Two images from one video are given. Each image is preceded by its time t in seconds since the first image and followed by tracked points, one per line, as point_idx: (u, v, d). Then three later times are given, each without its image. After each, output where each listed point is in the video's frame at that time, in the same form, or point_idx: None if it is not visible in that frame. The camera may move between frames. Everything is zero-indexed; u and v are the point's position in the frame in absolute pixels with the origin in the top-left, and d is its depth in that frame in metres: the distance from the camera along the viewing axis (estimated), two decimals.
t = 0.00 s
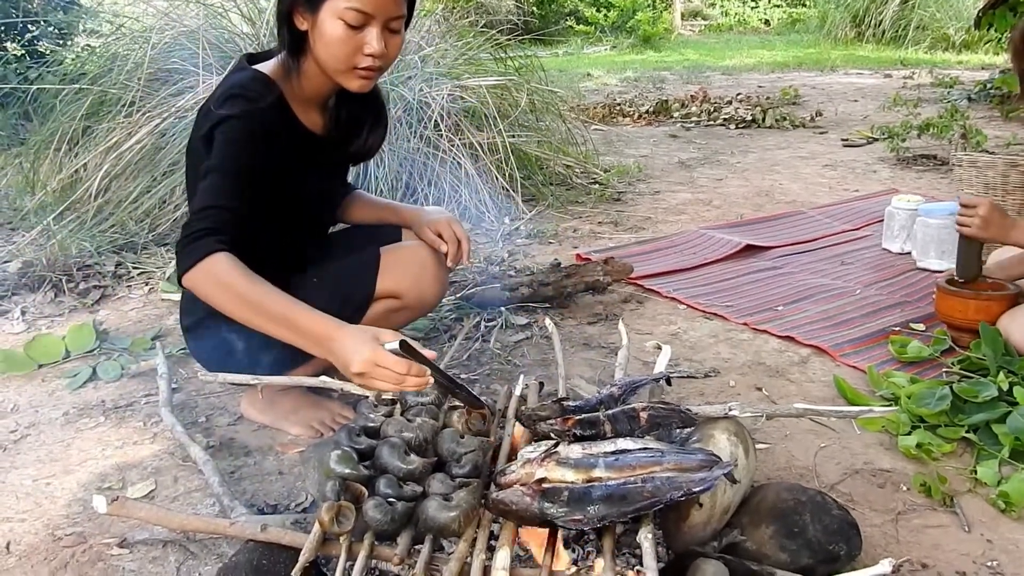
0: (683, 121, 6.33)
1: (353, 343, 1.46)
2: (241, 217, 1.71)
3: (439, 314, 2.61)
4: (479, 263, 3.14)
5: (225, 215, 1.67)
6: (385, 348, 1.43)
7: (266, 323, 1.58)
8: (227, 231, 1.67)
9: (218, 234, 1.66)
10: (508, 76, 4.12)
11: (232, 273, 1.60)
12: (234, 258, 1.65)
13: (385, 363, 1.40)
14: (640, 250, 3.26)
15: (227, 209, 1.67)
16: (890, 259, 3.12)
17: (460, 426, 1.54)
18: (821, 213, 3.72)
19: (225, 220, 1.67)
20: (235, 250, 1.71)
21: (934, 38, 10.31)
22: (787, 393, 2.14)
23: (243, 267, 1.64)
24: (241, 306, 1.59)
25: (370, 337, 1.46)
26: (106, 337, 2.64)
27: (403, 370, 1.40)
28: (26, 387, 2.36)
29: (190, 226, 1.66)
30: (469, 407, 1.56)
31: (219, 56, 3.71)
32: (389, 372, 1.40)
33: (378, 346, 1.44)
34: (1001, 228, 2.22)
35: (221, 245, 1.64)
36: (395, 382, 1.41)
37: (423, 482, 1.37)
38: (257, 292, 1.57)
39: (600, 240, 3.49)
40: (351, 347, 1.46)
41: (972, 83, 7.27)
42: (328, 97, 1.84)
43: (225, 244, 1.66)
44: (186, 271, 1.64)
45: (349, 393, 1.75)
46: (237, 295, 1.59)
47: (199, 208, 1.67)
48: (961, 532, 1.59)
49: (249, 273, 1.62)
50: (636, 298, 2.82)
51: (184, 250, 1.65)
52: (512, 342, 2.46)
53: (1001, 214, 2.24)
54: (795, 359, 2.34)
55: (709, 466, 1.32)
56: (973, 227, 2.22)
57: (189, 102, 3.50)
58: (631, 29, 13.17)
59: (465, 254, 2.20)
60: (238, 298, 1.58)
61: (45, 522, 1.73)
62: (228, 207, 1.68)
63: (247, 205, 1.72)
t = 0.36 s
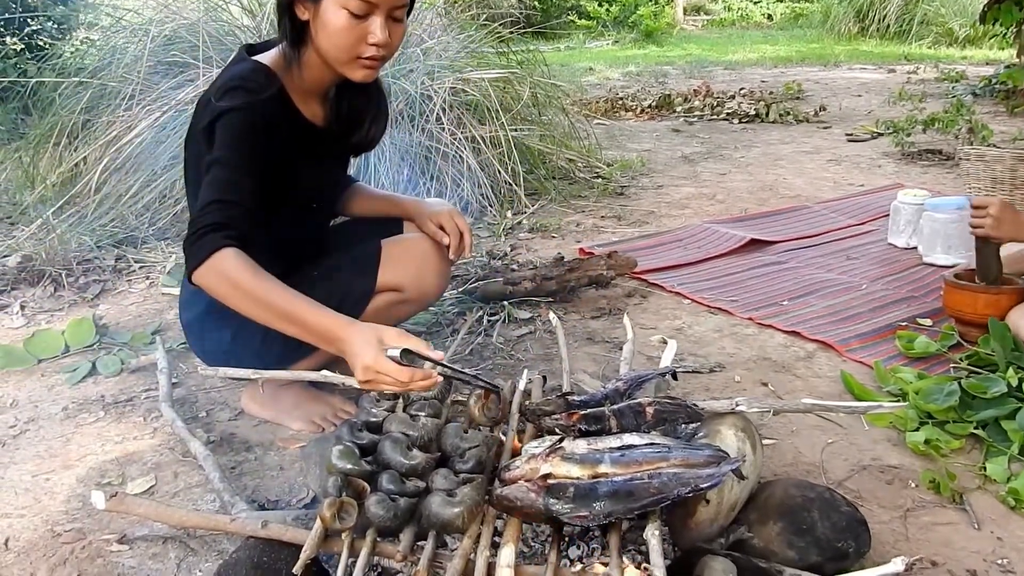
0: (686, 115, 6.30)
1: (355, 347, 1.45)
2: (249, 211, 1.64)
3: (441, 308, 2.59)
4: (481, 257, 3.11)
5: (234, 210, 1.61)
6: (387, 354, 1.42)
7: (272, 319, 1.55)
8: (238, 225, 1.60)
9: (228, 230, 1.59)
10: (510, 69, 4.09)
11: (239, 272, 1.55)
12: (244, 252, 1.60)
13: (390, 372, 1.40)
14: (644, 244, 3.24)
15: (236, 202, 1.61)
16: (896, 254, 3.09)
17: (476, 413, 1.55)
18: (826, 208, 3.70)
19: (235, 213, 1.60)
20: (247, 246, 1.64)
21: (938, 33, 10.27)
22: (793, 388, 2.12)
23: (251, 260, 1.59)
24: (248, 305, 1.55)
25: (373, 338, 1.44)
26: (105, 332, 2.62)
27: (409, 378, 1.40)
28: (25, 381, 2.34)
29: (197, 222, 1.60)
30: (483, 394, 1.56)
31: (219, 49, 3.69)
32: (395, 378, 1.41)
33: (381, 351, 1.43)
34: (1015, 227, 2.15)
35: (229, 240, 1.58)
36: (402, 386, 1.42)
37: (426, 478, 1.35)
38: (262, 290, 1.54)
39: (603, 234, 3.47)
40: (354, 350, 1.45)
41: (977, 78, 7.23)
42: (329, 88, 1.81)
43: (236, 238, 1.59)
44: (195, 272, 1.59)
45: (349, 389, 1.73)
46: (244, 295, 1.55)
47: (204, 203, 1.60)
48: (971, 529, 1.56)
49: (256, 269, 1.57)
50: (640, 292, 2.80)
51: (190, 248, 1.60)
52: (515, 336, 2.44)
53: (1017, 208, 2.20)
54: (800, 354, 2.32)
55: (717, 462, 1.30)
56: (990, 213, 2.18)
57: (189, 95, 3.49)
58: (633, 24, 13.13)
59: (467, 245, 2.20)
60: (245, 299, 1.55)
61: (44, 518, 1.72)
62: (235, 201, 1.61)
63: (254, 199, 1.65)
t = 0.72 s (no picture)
0: (689, 103, 6.25)
1: (393, 324, 1.43)
2: (257, 198, 1.59)
3: (443, 296, 2.55)
4: (483, 245, 3.08)
5: (242, 198, 1.56)
6: (426, 328, 1.40)
7: (298, 301, 1.52)
8: (248, 213, 1.56)
9: (243, 221, 1.54)
10: (511, 55, 4.04)
11: (261, 257, 1.52)
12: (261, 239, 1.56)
13: (428, 346, 1.38)
14: (648, 232, 3.20)
15: (242, 189, 1.56)
16: (904, 242, 3.06)
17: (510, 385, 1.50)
18: (832, 195, 3.66)
19: (244, 200, 1.56)
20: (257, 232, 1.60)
21: (944, 22, 10.19)
22: (801, 376, 2.09)
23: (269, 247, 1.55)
24: (272, 289, 1.52)
25: (408, 314, 1.42)
26: (102, 321, 2.58)
27: (446, 353, 1.38)
28: (21, 372, 2.31)
29: (204, 212, 1.55)
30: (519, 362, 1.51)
31: (217, 35, 3.64)
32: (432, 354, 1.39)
33: (420, 326, 1.41)
34: None
35: (245, 228, 1.54)
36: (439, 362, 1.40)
37: (428, 468, 1.31)
38: (287, 274, 1.50)
39: (606, 221, 3.43)
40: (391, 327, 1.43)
41: (983, 66, 7.16)
42: (327, 68, 1.78)
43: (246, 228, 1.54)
44: (213, 262, 1.55)
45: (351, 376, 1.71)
46: (267, 279, 1.51)
47: (210, 192, 1.55)
48: (985, 521, 1.53)
49: (278, 255, 1.53)
50: (644, 280, 2.76)
51: (203, 237, 1.55)
52: (518, 324, 2.41)
53: None
54: (808, 342, 2.28)
55: (727, 452, 1.27)
56: (993, 195, 2.15)
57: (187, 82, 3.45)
58: (635, 12, 13.04)
59: (469, 230, 2.17)
60: (269, 282, 1.51)
61: (39, 510, 1.69)
62: (242, 189, 1.56)
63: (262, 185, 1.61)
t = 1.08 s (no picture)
0: (693, 82, 6.17)
1: (393, 283, 1.39)
2: (246, 165, 1.55)
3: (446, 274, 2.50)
4: (486, 223, 3.03)
5: (233, 165, 1.52)
6: (428, 284, 1.37)
7: (293, 268, 1.47)
8: (238, 180, 1.52)
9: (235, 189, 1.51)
10: (514, 29, 3.96)
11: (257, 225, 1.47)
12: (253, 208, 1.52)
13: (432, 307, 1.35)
14: (654, 209, 3.15)
15: (231, 158, 1.52)
16: (914, 220, 3.00)
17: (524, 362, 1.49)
18: (840, 173, 3.60)
19: (234, 167, 1.52)
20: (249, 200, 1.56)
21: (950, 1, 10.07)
22: (812, 354, 2.04)
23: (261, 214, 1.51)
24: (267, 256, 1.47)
25: (409, 273, 1.39)
26: (99, 301, 2.54)
27: (450, 313, 1.34)
28: (16, 353, 2.27)
29: (195, 179, 1.50)
30: (542, 343, 1.50)
31: (212, 9, 3.57)
32: (436, 314, 1.35)
33: (421, 285, 1.37)
34: None
35: (237, 196, 1.50)
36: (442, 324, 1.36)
37: (433, 447, 1.27)
38: (282, 239, 1.46)
39: (611, 199, 3.38)
40: (391, 287, 1.39)
41: (991, 44, 7.07)
42: (326, 34, 1.72)
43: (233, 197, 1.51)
44: (204, 229, 1.50)
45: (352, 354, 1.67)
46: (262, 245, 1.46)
47: (200, 158, 1.50)
48: (1004, 502, 1.49)
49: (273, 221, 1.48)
50: (650, 258, 2.71)
51: (192, 204, 1.50)
52: (522, 303, 2.36)
53: None
54: (819, 321, 2.23)
55: (743, 430, 1.22)
56: None
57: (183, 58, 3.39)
58: None
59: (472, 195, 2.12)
60: (264, 248, 1.46)
61: (35, 492, 1.65)
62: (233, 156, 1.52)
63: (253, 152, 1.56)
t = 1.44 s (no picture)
0: (700, 49, 6.07)
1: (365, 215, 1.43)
2: (233, 125, 1.52)
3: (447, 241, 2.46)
4: (488, 190, 2.98)
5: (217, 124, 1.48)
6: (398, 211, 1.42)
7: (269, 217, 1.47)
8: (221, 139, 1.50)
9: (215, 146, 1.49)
10: None
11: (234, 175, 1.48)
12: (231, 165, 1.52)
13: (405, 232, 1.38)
14: (659, 176, 3.10)
15: (215, 117, 1.48)
16: (925, 187, 2.94)
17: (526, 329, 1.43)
18: (849, 139, 3.54)
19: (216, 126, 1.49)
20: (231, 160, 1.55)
21: None
22: (821, 323, 2.00)
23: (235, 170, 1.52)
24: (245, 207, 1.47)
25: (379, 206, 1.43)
26: (96, 270, 2.50)
27: (422, 236, 1.38)
28: (12, 321, 2.24)
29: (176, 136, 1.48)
30: (543, 310, 1.46)
31: None
32: (409, 240, 1.39)
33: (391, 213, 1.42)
34: None
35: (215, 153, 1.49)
36: (416, 253, 1.39)
37: (433, 417, 1.23)
38: (258, 186, 1.47)
39: (616, 166, 3.32)
40: (364, 219, 1.43)
41: (1004, 10, 6.93)
42: None
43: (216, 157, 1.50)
44: (184, 185, 1.49)
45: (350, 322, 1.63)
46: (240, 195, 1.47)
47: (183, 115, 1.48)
48: (1018, 473, 1.45)
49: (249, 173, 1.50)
50: (656, 226, 2.66)
51: (172, 162, 1.50)
52: (525, 271, 2.33)
53: None
54: (828, 289, 2.19)
55: (752, 400, 1.18)
56: None
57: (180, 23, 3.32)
58: None
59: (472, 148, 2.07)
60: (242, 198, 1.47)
61: (29, 463, 1.62)
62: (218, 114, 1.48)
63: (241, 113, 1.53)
